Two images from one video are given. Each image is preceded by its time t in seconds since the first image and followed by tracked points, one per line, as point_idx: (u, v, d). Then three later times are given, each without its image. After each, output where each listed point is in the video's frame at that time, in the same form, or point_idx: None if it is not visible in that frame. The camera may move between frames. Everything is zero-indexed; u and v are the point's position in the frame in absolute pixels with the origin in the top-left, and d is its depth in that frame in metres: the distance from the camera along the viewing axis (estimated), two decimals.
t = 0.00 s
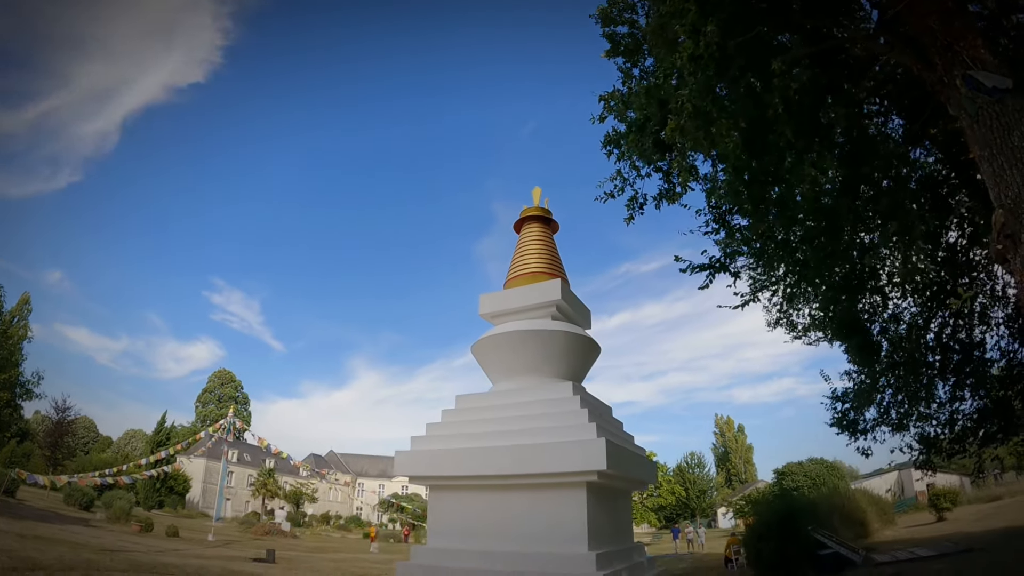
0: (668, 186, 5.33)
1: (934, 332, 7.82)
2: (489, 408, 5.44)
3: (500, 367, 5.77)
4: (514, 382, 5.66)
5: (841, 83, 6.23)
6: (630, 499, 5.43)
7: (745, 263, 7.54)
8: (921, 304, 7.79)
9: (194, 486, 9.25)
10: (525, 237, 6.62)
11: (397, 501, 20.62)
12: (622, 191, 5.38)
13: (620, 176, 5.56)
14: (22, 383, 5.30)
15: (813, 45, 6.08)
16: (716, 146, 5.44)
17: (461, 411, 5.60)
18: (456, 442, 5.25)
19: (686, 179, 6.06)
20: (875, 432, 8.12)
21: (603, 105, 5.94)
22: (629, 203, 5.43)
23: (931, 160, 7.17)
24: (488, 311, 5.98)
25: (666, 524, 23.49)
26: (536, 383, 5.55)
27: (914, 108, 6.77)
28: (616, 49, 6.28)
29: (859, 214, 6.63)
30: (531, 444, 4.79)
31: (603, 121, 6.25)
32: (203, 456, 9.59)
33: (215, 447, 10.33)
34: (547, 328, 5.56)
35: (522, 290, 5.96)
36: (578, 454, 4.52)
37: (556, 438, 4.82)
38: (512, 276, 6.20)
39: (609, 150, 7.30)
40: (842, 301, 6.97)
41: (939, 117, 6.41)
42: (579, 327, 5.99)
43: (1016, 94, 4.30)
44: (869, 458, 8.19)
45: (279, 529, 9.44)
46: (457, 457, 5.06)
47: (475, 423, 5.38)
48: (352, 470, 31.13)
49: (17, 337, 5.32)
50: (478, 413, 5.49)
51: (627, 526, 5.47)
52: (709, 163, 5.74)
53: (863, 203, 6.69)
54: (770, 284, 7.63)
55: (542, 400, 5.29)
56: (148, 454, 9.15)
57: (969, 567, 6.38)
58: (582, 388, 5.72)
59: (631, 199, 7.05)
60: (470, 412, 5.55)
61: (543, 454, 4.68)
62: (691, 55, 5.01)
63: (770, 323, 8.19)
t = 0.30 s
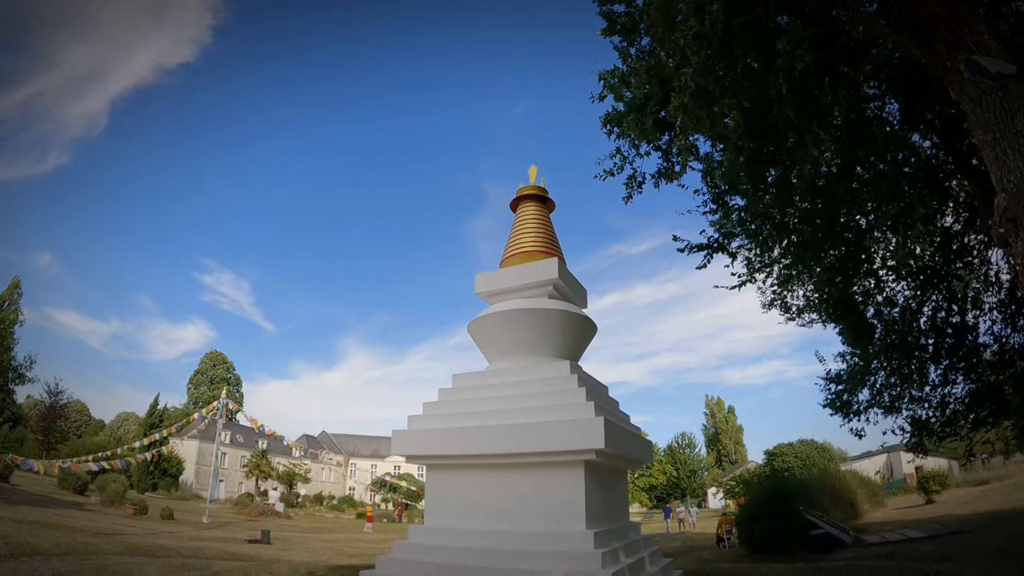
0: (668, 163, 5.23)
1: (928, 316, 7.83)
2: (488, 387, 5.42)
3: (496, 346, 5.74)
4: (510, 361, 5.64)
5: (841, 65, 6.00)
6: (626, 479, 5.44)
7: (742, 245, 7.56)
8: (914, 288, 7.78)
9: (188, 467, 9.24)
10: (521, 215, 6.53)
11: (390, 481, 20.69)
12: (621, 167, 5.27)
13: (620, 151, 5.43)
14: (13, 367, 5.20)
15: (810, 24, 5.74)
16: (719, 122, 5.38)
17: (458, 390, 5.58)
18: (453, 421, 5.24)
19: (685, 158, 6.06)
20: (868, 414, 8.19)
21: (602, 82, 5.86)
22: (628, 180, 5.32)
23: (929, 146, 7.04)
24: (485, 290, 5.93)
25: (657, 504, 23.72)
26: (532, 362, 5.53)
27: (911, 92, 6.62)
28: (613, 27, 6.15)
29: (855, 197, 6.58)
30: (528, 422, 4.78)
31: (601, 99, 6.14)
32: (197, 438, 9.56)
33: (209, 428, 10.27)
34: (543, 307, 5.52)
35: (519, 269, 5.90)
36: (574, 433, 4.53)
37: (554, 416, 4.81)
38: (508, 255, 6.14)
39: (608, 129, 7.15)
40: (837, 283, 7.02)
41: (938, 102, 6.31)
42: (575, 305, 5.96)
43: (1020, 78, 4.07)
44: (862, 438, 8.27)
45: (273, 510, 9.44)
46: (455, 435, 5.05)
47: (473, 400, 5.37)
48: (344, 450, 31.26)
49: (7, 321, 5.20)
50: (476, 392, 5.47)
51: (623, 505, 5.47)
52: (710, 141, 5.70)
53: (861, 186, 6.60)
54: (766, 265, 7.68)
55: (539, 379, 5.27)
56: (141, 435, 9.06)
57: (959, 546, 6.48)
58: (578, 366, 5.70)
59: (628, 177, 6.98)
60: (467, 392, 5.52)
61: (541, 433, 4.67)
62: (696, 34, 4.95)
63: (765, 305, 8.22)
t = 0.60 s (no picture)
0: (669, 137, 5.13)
1: (923, 296, 7.83)
2: (488, 358, 5.41)
3: (494, 319, 5.71)
4: (509, 334, 5.62)
5: (841, 44, 5.74)
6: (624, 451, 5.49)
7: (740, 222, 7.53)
8: (910, 268, 7.74)
9: (184, 442, 9.24)
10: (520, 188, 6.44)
11: (385, 454, 20.90)
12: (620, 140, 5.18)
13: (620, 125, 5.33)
14: (8, 343, 5.11)
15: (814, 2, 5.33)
16: (723, 96, 5.28)
17: (458, 362, 5.57)
18: (453, 393, 5.24)
19: (685, 133, 5.97)
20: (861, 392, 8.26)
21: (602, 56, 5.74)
22: (627, 153, 5.24)
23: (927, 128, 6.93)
24: (483, 263, 5.88)
25: (649, 478, 24.11)
26: (531, 335, 5.51)
27: (912, 72, 6.45)
28: None
29: (854, 174, 6.48)
30: (527, 394, 4.79)
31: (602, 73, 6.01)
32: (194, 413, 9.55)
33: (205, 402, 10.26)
34: (542, 280, 5.48)
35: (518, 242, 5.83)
36: (573, 406, 4.53)
37: (552, 389, 4.81)
38: (507, 228, 6.08)
39: (609, 105, 7.10)
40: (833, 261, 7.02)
41: (941, 81, 6.16)
42: (574, 279, 5.93)
43: None
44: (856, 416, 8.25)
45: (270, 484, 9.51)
46: (454, 406, 5.05)
47: (473, 371, 5.37)
48: (339, 424, 31.50)
49: None
50: (475, 363, 5.46)
51: (620, 476, 5.53)
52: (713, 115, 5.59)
53: (859, 166, 6.46)
54: (763, 242, 7.63)
55: (538, 351, 5.25)
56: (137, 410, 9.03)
57: (948, 523, 6.60)
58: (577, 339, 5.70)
59: (626, 151, 6.86)
60: (466, 364, 5.51)
61: (540, 406, 4.67)
62: (701, 9, 4.85)
63: (761, 282, 8.22)
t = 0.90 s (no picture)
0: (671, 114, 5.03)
1: (919, 283, 7.80)
2: (484, 335, 5.38)
3: (491, 295, 5.68)
4: (505, 311, 5.58)
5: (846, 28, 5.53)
6: (618, 428, 5.50)
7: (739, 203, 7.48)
8: (907, 255, 7.69)
9: (179, 417, 9.26)
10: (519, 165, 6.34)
11: (381, 431, 21.08)
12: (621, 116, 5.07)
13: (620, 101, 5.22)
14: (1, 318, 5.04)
15: None
16: (726, 78, 5.19)
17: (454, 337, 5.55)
18: (448, 368, 5.23)
19: (688, 112, 5.89)
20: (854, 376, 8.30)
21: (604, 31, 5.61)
22: (629, 131, 5.13)
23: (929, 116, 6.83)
24: (481, 240, 5.83)
25: (642, 458, 24.42)
26: (527, 312, 5.47)
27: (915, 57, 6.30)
28: None
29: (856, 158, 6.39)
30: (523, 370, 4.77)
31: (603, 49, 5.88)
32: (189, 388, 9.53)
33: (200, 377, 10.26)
34: (539, 257, 5.43)
35: (516, 219, 5.76)
36: (569, 383, 4.52)
37: (549, 366, 4.79)
38: (505, 205, 6.00)
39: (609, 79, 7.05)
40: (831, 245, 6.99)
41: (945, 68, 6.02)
42: (572, 256, 5.88)
43: None
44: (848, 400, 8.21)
45: (265, 459, 9.56)
46: (450, 382, 5.04)
47: (469, 347, 5.35)
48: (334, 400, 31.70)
49: None
50: (472, 339, 5.44)
51: (614, 454, 5.54)
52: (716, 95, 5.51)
53: (861, 151, 6.36)
54: (762, 224, 7.59)
55: (535, 328, 5.22)
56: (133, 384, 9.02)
57: (936, 509, 6.68)
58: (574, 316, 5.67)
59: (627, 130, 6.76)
60: (463, 340, 5.49)
61: (536, 382, 4.66)
62: None
63: (758, 265, 8.20)
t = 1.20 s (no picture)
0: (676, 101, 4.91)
1: (931, 271, 7.62)
2: (491, 323, 5.36)
3: (498, 283, 5.64)
4: (512, 299, 5.55)
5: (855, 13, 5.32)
6: (627, 416, 5.47)
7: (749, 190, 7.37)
8: (917, 243, 7.54)
9: (192, 408, 9.36)
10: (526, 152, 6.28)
11: (392, 420, 21.25)
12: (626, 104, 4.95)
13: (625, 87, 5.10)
14: (11, 313, 5.08)
15: None
16: (732, 63, 5.07)
17: (462, 326, 5.53)
18: (455, 356, 5.21)
19: (694, 99, 5.77)
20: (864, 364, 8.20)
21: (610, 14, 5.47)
22: (633, 118, 5.02)
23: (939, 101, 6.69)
24: (489, 228, 5.79)
25: (653, 446, 24.44)
26: (534, 300, 5.43)
27: (927, 40, 6.10)
28: None
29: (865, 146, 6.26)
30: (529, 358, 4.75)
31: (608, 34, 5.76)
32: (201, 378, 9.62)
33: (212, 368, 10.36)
34: (546, 245, 5.37)
35: (524, 207, 5.70)
36: (575, 371, 4.49)
37: (556, 354, 4.76)
38: (513, 193, 5.95)
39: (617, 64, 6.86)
40: (841, 232, 6.87)
41: (957, 52, 5.83)
42: (580, 244, 5.81)
43: None
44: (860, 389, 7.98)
45: (276, 449, 9.66)
46: (457, 371, 5.02)
47: (475, 336, 5.33)
48: (345, 390, 31.95)
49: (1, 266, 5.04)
50: (479, 328, 5.41)
51: (622, 442, 5.52)
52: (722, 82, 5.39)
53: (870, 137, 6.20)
54: (771, 211, 7.48)
55: (542, 316, 5.18)
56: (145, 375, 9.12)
57: (949, 499, 6.59)
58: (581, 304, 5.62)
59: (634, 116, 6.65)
60: (470, 328, 5.47)
61: (543, 371, 4.63)
62: None
63: (767, 252, 8.10)
